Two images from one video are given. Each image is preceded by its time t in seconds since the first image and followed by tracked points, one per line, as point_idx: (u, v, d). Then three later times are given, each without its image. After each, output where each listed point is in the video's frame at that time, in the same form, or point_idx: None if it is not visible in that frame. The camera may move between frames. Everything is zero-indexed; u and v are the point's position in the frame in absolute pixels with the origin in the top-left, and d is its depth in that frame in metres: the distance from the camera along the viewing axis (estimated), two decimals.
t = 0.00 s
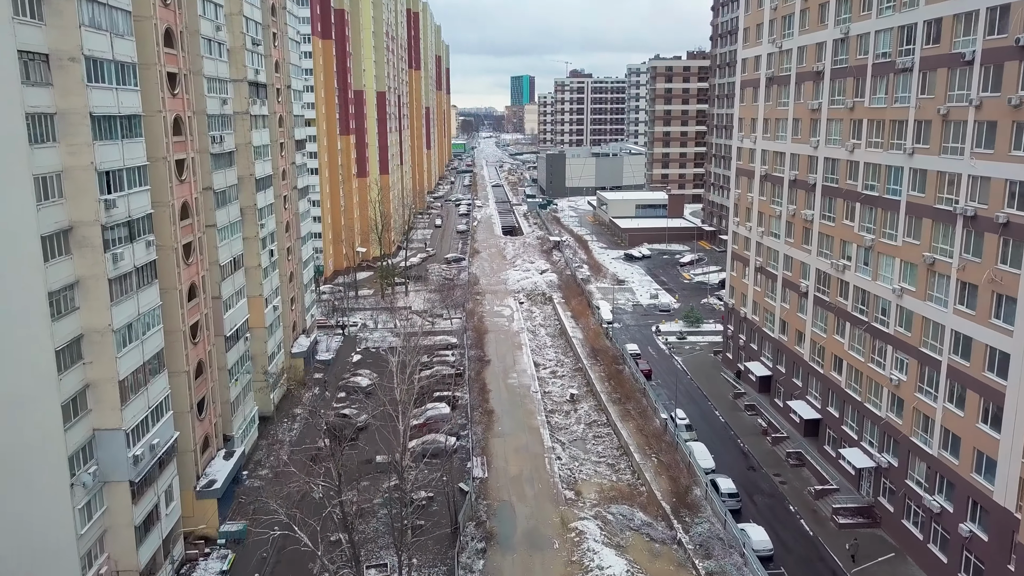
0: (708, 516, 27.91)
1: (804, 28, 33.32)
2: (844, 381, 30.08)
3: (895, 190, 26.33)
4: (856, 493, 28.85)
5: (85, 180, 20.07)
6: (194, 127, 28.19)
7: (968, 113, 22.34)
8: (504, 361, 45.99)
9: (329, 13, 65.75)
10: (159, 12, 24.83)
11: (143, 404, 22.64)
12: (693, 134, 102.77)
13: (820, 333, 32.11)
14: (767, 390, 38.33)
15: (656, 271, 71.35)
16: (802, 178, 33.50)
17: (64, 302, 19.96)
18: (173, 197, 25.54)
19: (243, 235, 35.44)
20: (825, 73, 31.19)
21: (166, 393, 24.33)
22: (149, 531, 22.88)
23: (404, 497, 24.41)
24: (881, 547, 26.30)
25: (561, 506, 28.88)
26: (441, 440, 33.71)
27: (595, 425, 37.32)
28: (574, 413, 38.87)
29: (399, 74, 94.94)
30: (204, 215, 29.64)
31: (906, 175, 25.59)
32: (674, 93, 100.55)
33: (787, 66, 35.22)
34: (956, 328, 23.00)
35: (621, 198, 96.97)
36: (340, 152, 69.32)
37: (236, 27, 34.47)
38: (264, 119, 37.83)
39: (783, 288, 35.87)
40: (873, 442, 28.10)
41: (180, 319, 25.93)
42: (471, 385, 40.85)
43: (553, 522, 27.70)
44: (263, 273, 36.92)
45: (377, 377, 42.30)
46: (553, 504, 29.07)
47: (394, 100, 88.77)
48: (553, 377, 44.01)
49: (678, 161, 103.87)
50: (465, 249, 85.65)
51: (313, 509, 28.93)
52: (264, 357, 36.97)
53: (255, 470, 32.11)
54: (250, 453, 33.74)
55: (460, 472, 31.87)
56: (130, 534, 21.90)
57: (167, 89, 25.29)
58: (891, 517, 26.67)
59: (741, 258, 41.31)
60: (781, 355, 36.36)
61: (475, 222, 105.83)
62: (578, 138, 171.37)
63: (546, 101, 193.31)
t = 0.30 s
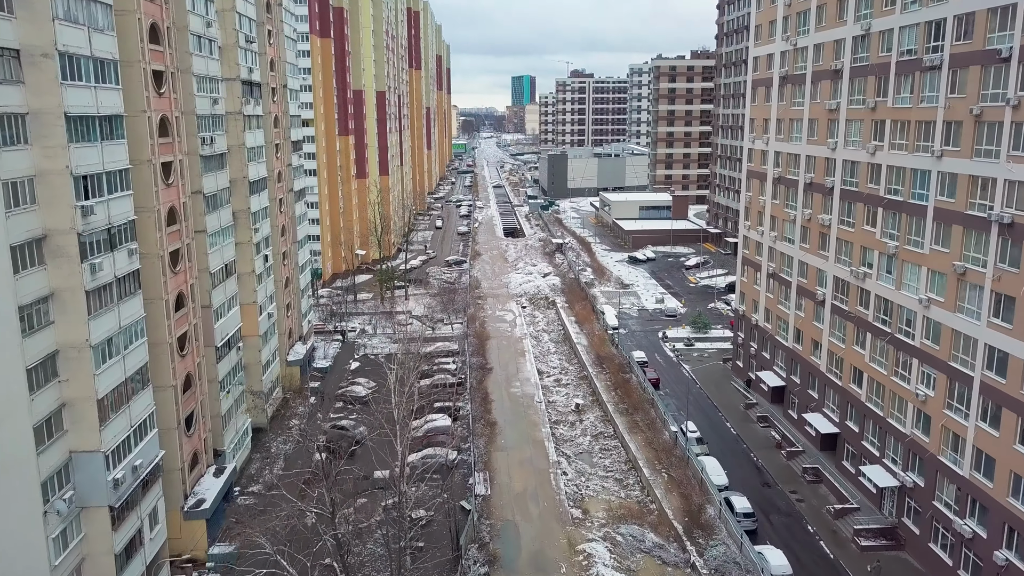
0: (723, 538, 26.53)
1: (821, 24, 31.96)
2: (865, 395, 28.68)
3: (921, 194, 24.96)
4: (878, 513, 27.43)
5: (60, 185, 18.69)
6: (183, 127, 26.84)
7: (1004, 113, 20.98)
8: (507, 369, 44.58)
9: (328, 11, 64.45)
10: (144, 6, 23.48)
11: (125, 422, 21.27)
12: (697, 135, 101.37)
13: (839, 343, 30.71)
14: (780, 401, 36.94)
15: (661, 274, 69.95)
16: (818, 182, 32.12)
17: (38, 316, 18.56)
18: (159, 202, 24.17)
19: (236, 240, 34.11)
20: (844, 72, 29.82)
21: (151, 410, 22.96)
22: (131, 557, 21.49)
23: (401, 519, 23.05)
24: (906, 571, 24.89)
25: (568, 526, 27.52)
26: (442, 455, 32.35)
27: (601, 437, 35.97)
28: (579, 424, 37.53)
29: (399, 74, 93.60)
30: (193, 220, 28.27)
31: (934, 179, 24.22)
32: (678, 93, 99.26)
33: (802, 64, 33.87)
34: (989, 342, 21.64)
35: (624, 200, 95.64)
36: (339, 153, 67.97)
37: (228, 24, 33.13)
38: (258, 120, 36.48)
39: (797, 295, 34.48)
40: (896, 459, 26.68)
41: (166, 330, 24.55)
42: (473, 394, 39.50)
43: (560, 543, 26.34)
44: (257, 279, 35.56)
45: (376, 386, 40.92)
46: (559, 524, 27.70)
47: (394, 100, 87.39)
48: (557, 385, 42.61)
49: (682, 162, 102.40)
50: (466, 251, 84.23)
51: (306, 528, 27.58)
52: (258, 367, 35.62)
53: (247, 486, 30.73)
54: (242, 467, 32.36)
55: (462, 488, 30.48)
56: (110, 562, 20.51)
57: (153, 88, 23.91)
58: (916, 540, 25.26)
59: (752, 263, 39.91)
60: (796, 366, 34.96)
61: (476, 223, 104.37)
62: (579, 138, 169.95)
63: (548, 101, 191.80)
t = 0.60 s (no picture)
0: (739, 562, 25.15)
1: (838, 20, 30.57)
2: (886, 409, 27.30)
3: (950, 199, 23.57)
4: (901, 534, 26.02)
5: (29, 191, 17.28)
6: (169, 128, 25.46)
7: None
8: (509, 376, 43.14)
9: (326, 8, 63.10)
10: None
11: (103, 443, 19.89)
12: (701, 135, 99.97)
13: (858, 355, 29.31)
14: (795, 413, 35.56)
15: (666, 277, 68.60)
16: (836, 185, 30.73)
17: (5, 333, 17.16)
18: (142, 207, 22.78)
19: (227, 245, 32.76)
20: (865, 70, 28.43)
21: (132, 429, 21.56)
22: None
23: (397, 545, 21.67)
24: None
25: (575, 548, 26.14)
26: (443, 470, 30.98)
27: (608, 450, 34.60)
28: (585, 436, 36.17)
29: (399, 73, 92.26)
30: (181, 225, 26.86)
31: (964, 183, 22.83)
32: (681, 93, 97.96)
33: (818, 62, 32.47)
34: None
35: (627, 202, 94.36)
36: (337, 154, 66.60)
37: (219, 20, 31.74)
38: (251, 119, 35.10)
39: (813, 303, 33.06)
40: (922, 479, 25.26)
41: (150, 343, 23.18)
42: (474, 404, 38.16)
43: (566, 568, 24.96)
44: (250, 286, 34.19)
45: (374, 396, 39.52)
46: (565, 546, 26.32)
47: (394, 100, 86.16)
48: (561, 394, 41.20)
49: (685, 162, 100.97)
50: (467, 254, 82.80)
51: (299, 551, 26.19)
52: (251, 377, 34.24)
53: (238, 504, 29.36)
54: (234, 484, 30.99)
55: (463, 506, 29.08)
56: None
57: (136, 86, 22.50)
58: (944, 565, 23.85)
59: (764, 268, 38.53)
60: (811, 376, 33.57)
61: (477, 224, 102.92)
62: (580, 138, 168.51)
63: (549, 101, 190.35)
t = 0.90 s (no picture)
0: None
1: (857, 15, 29.17)
2: (910, 425, 25.89)
3: (982, 204, 22.19)
4: (927, 558, 24.61)
5: None
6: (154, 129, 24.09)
7: None
8: (511, 385, 41.70)
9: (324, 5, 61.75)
10: None
11: (78, 468, 18.49)
12: (705, 135, 98.52)
13: (878, 367, 27.91)
14: (809, 425, 34.16)
15: (671, 280, 67.18)
16: (855, 188, 29.34)
17: None
18: (122, 213, 21.39)
19: (218, 250, 31.39)
20: (887, 67, 27.03)
21: (111, 451, 20.17)
22: None
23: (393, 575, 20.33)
24: None
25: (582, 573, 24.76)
26: (443, 486, 29.60)
27: (615, 464, 33.21)
28: (590, 449, 34.80)
29: (398, 72, 90.95)
30: (166, 231, 25.46)
31: (999, 187, 21.45)
32: (685, 92, 96.66)
33: (835, 60, 31.08)
34: None
35: (631, 202, 92.22)
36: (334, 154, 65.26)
37: (209, 15, 30.36)
38: (244, 119, 33.73)
39: (829, 311, 31.64)
40: (950, 500, 23.87)
41: (132, 358, 21.81)
42: (476, 415, 36.79)
43: None
44: (242, 293, 32.81)
45: (372, 406, 38.10)
46: (572, 569, 24.93)
47: (393, 100, 84.89)
48: (565, 404, 39.80)
49: (689, 163, 99.53)
50: (468, 256, 81.33)
51: None
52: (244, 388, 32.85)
53: (228, 524, 27.96)
54: (224, 502, 29.61)
55: (464, 526, 27.69)
56: None
57: (115, 84, 21.09)
58: None
59: (776, 274, 37.14)
60: (828, 387, 32.14)
61: (478, 225, 101.48)
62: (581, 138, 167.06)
63: (550, 101, 188.84)
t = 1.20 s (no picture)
0: None
1: (878, 9, 27.78)
2: (936, 442, 24.51)
3: (1019, 210, 20.83)
4: None
5: None
6: (136, 129, 22.71)
7: None
8: (513, 393, 40.31)
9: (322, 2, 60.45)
10: None
11: (48, 494, 17.10)
12: (708, 135, 97.19)
13: (900, 381, 26.51)
14: (824, 437, 32.78)
15: (676, 283, 65.82)
16: (876, 191, 27.95)
17: None
18: (100, 218, 20.00)
19: (207, 256, 30.05)
20: (911, 63, 25.65)
21: (86, 474, 18.78)
22: None
23: None
24: None
25: None
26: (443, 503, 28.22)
27: (622, 479, 31.84)
28: (596, 462, 33.43)
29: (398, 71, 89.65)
30: (149, 237, 24.07)
31: None
32: (688, 92, 95.51)
33: (853, 57, 29.71)
34: None
35: (634, 203, 90.67)
36: (332, 154, 63.99)
37: (198, 9, 29.01)
38: (235, 118, 32.36)
39: (847, 319, 30.25)
40: (981, 523, 22.47)
41: (111, 374, 20.43)
42: (476, 426, 35.47)
43: None
44: (233, 300, 31.45)
45: (368, 417, 36.74)
46: None
47: (393, 99, 83.59)
48: (569, 414, 38.43)
49: (692, 163, 98.17)
50: (468, 258, 79.95)
51: None
52: (235, 400, 31.49)
53: (216, 545, 26.54)
54: (212, 520, 28.20)
55: (464, 547, 26.32)
56: None
57: (92, 81, 19.69)
58: None
59: (789, 280, 35.75)
60: (844, 399, 30.74)
61: (478, 226, 100.08)
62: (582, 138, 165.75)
63: (551, 100, 187.40)
